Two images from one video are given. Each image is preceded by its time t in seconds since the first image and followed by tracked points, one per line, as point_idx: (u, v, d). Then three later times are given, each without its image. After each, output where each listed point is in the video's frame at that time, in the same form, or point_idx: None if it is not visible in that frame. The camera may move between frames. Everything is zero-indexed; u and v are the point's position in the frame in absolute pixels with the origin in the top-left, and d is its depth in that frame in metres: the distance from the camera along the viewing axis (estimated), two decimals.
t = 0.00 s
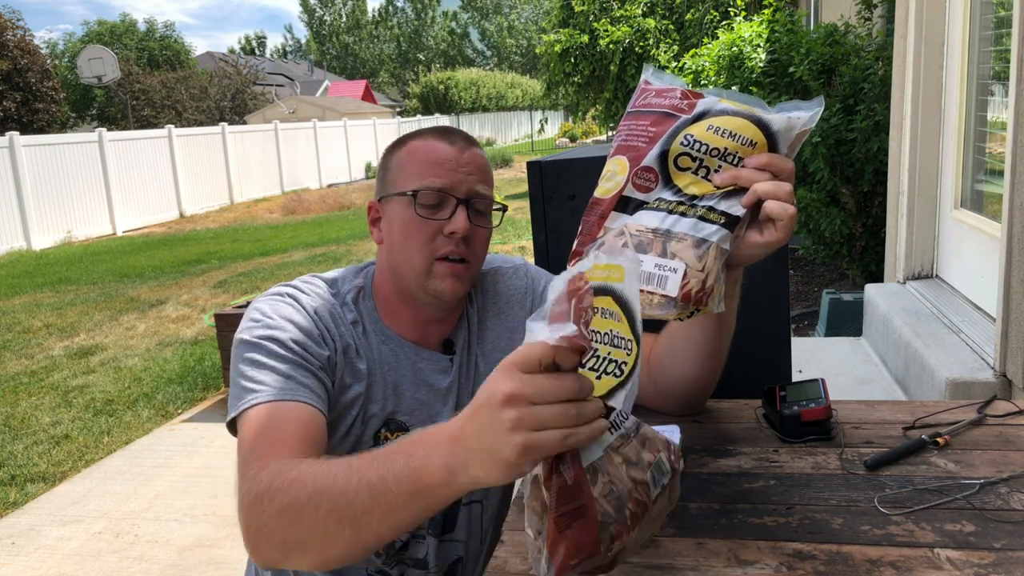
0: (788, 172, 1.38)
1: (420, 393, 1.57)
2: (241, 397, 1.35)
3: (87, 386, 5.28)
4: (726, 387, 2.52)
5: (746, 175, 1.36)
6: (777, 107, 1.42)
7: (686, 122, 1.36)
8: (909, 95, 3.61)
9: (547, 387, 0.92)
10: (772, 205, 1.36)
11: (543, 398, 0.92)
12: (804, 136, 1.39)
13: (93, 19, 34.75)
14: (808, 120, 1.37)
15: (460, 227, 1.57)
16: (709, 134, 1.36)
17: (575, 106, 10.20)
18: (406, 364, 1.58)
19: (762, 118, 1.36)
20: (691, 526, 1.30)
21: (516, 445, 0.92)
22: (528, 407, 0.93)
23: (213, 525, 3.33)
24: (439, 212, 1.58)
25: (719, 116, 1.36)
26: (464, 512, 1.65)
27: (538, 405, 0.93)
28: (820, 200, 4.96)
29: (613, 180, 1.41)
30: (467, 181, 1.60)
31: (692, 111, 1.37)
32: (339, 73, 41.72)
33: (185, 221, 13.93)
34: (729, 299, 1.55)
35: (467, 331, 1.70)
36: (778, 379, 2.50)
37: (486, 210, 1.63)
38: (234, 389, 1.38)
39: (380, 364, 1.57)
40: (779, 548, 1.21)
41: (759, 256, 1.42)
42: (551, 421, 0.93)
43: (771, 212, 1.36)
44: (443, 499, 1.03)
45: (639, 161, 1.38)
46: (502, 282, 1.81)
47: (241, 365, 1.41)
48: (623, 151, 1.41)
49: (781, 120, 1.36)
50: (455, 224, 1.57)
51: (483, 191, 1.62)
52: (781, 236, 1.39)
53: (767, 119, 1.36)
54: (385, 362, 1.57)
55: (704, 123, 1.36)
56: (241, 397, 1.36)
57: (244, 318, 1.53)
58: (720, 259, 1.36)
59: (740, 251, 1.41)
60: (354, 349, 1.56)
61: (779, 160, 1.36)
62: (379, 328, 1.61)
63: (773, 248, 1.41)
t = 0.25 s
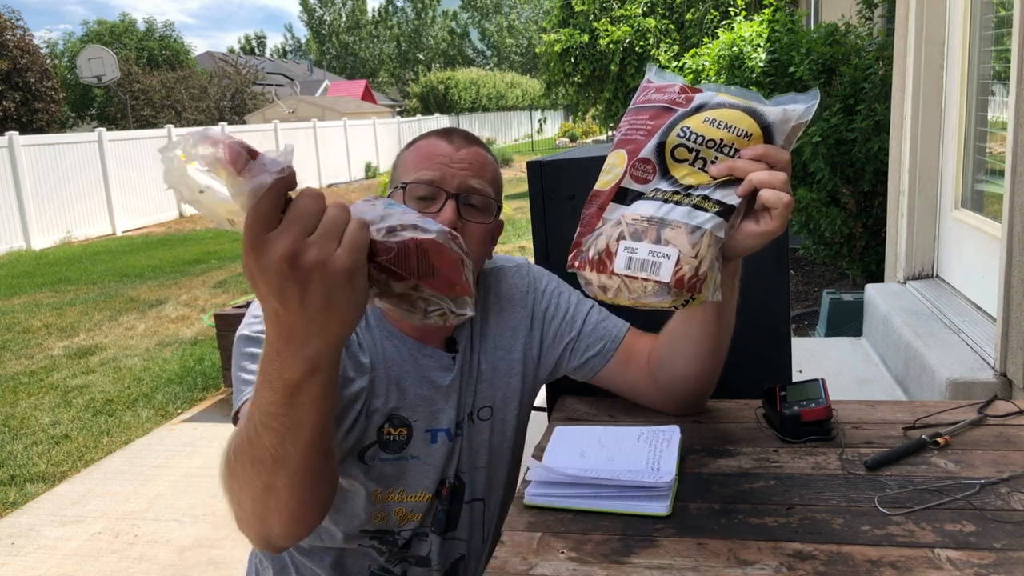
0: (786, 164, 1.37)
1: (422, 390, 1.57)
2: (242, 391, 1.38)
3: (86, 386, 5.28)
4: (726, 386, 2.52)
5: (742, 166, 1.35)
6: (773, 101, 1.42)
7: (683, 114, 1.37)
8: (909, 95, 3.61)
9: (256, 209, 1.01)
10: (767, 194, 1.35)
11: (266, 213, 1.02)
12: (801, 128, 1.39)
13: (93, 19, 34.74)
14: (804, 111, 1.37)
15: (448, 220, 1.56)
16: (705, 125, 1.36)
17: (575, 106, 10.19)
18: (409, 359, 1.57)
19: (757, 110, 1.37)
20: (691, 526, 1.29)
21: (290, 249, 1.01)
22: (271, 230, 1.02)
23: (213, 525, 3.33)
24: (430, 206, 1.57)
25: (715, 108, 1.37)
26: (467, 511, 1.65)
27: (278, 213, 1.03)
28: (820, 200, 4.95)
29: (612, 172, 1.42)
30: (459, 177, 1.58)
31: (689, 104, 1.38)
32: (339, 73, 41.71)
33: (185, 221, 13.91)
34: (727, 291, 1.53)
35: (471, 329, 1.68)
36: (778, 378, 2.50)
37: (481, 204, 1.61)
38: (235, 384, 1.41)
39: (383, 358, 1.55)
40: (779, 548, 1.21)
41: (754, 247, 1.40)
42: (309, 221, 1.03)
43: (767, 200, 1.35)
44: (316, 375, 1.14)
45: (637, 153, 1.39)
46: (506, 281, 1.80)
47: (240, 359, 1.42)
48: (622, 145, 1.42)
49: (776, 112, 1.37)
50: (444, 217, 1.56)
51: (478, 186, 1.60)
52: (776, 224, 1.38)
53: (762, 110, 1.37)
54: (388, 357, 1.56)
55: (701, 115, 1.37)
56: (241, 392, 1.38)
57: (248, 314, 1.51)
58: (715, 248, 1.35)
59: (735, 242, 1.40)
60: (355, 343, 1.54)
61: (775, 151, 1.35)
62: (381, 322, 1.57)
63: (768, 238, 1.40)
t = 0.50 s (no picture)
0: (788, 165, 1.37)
1: (419, 388, 1.56)
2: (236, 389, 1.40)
3: (87, 386, 5.28)
4: (726, 386, 2.52)
5: (744, 167, 1.35)
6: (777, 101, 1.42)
7: (684, 115, 1.37)
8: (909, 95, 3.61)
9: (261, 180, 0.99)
10: (769, 195, 1.35)
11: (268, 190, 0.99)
12: (804, 128, 1.39)
13: (93, 19, 34.74)
14: (806, 112, 1.37)
15: (429, 218, 1.57)
16: (707, 126, 1.36)
17: (575, 106, 10.19)
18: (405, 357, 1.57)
19: (760, 110, 1.37)
20: (690, 526, 1.30)
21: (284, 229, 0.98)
22: (271, 208, 1.00)
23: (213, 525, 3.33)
24: (413, 206, 1.59)
25: (716, 108, 1.37)
26: (467, 510, 1.65)
27: (279, 196, 1.00)
28: (820, 200, 4.95)
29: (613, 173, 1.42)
30: (442, 175, 1.60)
31: (691, 104, 1.37)
32: (339, 73, 41.71)
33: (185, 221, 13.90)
34: (729, 293, 1.53)
35: (470, 327, 1.69)
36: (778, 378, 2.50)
37: (466, 201, 1.61)
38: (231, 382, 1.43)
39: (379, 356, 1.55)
40: (779, 548, 1.21)
41: (757, 248, 1.40)
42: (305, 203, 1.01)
43: (769, 201, 1.36)
44: (292, 367, 1.08)
45: (637, 154, 1.39)
46: (508, 280, 1.80)
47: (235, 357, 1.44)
48: (622, 146, 1.42)
49: (778, 112, 1.37)
50: (426, 215, 1.57)
51: (462, 184, 1.61)
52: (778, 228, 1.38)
53: (764, 111, 1.36)
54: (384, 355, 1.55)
55: (703, 115, 1.36)
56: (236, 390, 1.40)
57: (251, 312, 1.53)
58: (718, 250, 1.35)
59: (738, 243, 1.40)
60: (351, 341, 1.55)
61: (777, 151, 1.35)
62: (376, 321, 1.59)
63: (771, 239, 1.39)
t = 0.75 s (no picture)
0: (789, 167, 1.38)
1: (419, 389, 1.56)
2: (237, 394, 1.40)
3: (87, 386, 5.28)
4: (726, 386, 2.52)
5: (744, 170, 1.36)
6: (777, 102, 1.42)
7: (685, 117, 1.37)
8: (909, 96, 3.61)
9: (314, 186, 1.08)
10: (770, 197, 1.36)
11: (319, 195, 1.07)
12: (804, 130, 1.39)
13: (93, 19, 34.73)
14: (807, 113, 1.37)
15: (424, 224, 1.57)
16: (708, 128, 1.36)
17: (575, 106, 10.20)
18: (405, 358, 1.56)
19: (761, 112, 1.37)
20: (690, 526, 1.30)
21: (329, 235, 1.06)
22: (318, 214, 1.07)
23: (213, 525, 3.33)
24: (408, 211, 1.58)
25: (718, 111, 1.37)
26: (468, 510, 1.65)
27: (328, 203, 1.08)
28: (820, 200, 4.95)
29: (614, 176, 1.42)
30: (434, 179, 1.60)
31: (692, 106, 1.37)
32: (339, 73, 41.70)
33: (185, 221, 13.89)
34: (730, 294, 1.53)
35: (470, 328, 1.69)
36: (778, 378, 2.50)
37: (461, 204, 1.61)
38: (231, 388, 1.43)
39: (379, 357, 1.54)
40: (779, 548, 1.21)
41: (757, 250, 1.41)
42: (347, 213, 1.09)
43: (771, 205, 1.37)
44: (316, 370, 1.13)
45: (638, 157, 1.39)
46: (508, 280, 1.80)
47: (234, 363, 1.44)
48: (623, 148, 1.42)
49: (779, 115, 1.37)
50: (421, 222, 1.57)
51: (455, 188, 1.61)
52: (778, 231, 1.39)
53: (765, 113, 1.37)
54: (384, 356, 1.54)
55: (704, 118, 1.36)
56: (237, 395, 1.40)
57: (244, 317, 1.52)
58: (719, 253, 1.35)
59: (738, 246, 1.40)
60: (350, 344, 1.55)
61: (778, 154, 1.36)
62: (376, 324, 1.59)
63: (771, 242, 1.40)
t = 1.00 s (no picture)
0: (788, 168, 1.38)
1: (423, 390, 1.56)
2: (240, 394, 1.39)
3: (87, 386, 5.28)
4: (726, 385, 2.52)
5: (743, 172, 1.36)
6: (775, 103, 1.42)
7: (683, 120, 1.37)
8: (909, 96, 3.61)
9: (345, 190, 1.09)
10: (769, 199, 1.36)
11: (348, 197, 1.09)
12: (802, 131, 1.39)
13: (93, 19, 34.72)
14: (804, 114, 1.37)
15: (435, 221, 1.57)
16: (705, 131, 1.36)
17: (575, 105, 10.19)
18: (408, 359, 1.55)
19: (758, 114, 1.37)
20: (690, 526, 1.30)
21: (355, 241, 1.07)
22: (345, 213, 1.08)
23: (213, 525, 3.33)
24: (417, 209, 1.59)
25: (715, 113, 1.37)
26: (468, 511, 1.65)
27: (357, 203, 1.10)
28: (820, 200, 4.95)
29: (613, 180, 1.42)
30: (445, 177, 1.59)
31: (689, 110, 1.37)
32: (339, 73, 41.71)
33: (185, 221, 13.89)
34: (730, 297, 1.53)
35: (471, 330, 1.69)
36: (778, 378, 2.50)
37: (470, 202, 1.61)
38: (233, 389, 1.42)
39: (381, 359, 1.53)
40: (779, 548, 1.21)
41: (758, 252, 1.40)
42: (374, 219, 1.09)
43: (771, 206, 1.36)
44: (329, 367, 1.12)
45: (637, 161, 1.39)
46: (508, 281, 1.80)
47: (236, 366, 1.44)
48: (621, 152, 1.42)
49: (777, 116, 1.37)
50: (432, 219, 1.57)
51: (464, 185, 1.61)
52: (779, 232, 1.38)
53: (763, 115, 1.37)
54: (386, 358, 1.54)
55: (701, 120, 1.36)
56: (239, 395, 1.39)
57: (246, 316, 1.53)
58: (719, 256, 1.35)
59: (739, 248, 1.41)
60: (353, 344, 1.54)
61: (777, 155, 1.36)
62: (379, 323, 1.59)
63: (772, 243, 1.39)
